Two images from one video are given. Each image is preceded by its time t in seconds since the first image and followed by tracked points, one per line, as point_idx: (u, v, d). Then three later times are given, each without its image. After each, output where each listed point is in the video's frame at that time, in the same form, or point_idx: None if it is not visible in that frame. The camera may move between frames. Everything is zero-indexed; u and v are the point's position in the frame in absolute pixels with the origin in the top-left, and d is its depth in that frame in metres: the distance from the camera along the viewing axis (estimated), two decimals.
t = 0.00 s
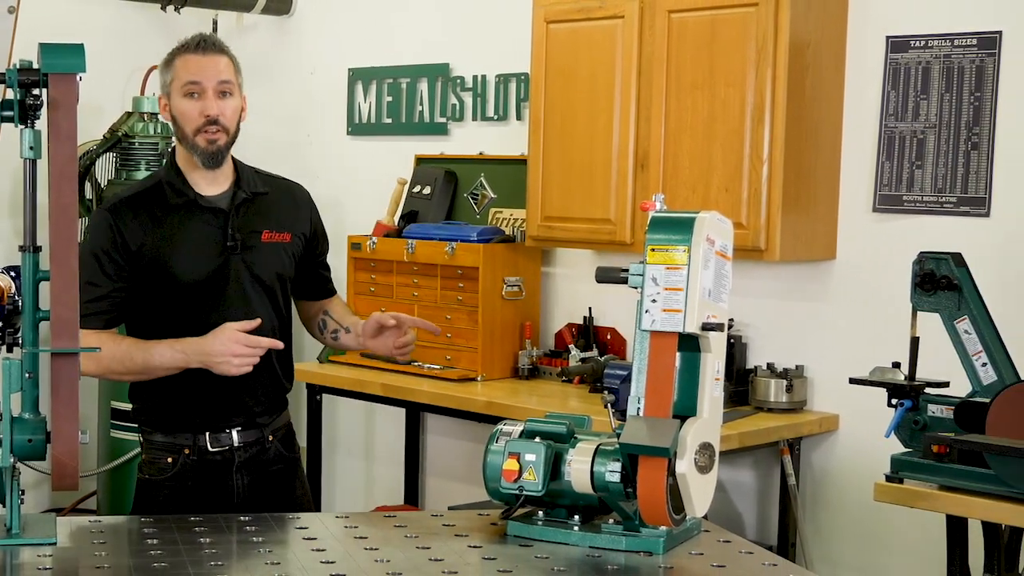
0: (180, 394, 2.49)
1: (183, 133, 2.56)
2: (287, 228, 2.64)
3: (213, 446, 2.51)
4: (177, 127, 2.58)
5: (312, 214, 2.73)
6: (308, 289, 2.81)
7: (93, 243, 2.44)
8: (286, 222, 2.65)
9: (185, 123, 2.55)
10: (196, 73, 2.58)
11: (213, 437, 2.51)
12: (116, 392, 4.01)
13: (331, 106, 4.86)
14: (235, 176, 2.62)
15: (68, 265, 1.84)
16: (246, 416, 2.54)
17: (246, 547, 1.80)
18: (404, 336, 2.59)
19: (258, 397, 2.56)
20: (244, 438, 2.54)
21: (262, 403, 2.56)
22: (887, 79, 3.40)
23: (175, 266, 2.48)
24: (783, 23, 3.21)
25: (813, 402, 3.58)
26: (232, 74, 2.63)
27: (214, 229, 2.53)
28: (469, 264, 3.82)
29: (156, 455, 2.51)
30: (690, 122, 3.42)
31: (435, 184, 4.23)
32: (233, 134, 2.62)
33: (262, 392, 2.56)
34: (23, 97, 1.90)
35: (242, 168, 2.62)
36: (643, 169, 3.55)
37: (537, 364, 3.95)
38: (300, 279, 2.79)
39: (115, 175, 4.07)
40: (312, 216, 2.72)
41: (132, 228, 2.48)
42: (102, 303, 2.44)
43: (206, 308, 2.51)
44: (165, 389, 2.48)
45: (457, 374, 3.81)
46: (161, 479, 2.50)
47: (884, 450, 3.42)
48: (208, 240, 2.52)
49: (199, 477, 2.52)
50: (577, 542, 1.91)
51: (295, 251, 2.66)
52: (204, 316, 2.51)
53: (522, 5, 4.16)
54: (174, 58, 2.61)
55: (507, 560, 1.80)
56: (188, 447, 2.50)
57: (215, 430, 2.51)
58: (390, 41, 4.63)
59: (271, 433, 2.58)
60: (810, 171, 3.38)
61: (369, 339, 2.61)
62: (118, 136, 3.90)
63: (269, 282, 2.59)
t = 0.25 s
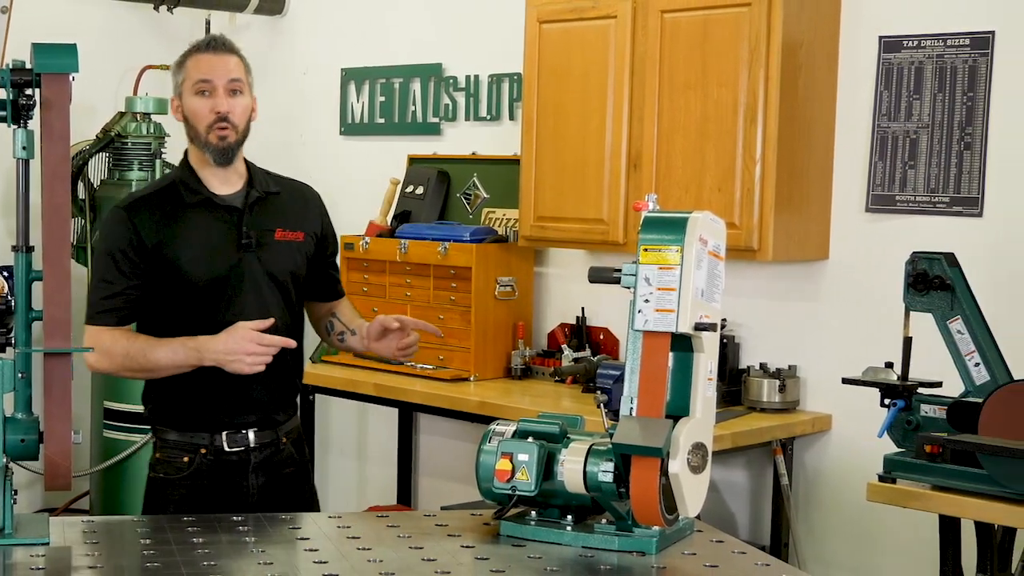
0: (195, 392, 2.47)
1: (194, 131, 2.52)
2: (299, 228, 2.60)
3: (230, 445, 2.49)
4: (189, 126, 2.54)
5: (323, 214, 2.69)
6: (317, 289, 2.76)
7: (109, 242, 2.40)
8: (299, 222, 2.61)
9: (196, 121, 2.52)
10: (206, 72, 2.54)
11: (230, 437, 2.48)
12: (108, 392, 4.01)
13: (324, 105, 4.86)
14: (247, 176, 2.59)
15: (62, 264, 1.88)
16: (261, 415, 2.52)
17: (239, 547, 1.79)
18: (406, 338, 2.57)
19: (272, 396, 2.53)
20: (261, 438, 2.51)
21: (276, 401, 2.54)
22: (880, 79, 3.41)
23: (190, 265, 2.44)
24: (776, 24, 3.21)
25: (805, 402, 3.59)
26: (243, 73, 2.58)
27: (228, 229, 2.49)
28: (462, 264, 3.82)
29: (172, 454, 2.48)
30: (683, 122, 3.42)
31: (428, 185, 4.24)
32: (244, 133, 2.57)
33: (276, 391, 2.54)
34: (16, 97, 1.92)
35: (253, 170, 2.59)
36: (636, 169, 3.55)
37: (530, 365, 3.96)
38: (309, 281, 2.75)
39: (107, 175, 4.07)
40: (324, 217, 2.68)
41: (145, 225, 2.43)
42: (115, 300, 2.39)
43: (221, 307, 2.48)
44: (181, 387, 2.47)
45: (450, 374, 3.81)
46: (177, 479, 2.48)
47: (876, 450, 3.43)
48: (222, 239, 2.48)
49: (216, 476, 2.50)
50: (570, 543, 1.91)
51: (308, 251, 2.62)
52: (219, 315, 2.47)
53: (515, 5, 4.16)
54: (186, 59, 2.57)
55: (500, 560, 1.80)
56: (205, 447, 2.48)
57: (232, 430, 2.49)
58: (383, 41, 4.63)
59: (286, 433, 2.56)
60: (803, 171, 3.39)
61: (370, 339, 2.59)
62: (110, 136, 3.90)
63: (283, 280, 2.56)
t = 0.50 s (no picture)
0: (235, 391, 2.35)
1: (244, 129, 2.30)
2: (340, 233, 2.47)
3: (271, 444, 2.37)
4: (237, 122, 2.31)
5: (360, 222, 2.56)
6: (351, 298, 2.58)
7: (154, 241, 2.28)
8: (341, 227, 2.48)
9: (247, 119, 2.29)
10: (260, 69, 2.29)
11: (271, 435, 2.37)
12: (100, 391, 4.02)
13: (317, 105, 4.86)
14: (290, 180, 2.45)
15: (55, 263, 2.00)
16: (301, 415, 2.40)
17: (233, 547, 1.80)
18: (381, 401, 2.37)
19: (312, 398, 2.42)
20: (302, 437, 2.40)
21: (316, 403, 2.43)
22: (873, 79, 3.41)
23: (236, 266, 2.32)
24: (768, 24, 3.22)
25: (798, 402, 3.59)
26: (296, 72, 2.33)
27: (271, 230, 2.37)
28: (455, 264, 3.83)
29: (210, 453, 2.36)
30: (676, 122, 3.43)
31: (420, 185, 4.22)
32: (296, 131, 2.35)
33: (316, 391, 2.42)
34: (9, 97, 1.95)
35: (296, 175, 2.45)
36: (629, 169, 3.56)
37: (523, 364, 3.96)
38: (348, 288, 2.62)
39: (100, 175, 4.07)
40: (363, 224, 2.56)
41: (187, 225, 2.30)
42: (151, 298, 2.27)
43: (266, 310, 2.36)
44: (220, 389, 2.35)
45: (443, 374, 3.81)
46: (216, 478, 2.37)
47: (869, 450, 3.43)
48: (265, 240, 2.36)
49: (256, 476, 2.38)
50: (563, 542, 1.92)
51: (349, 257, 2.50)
52: (262, 318, 2.36)
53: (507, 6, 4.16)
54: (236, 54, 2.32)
55: (493, 560, 1.80)
56: (245, 446, 2.36)
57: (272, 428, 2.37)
58: (377, 41, 4.62)
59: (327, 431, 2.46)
60: (796, 171, 3.39)
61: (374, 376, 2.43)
62: (103, 136, 3.90)
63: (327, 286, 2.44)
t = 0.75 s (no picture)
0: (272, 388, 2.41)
1: (297, 128, 2.42)
2: (377, 236, 2.54)
3: (306, 439, 2.43)
4: (291, 121, 2.43)
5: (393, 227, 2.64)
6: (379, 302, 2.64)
7: (202, 233, 2.33)
8: (378, 230, 2.55)
9: (302, 118, 2.41)
10: (320, 71, 2.44)
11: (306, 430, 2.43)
12: (94, 391, 4.02)
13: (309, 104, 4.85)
14: (330, 181, 2.52)
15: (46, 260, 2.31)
16: (335, 412, 2.47)
17: (225, 547, 1.80)
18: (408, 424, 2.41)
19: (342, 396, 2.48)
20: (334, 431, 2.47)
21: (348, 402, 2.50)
22: (866, 79, 3.42)
23: (280, 263, 2.38)
24: (761, 25, 3.23)
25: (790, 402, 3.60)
26: (353, 79, 2.48)
27: (315, 228, 2.43)
28: (447, 264, 3.83)
29: (246, 448, 2.42)
30: (668, 123, 3.43)
31: (413, 185, 4.27)
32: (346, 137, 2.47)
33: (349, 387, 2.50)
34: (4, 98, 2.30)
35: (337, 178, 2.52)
36: (621, 169, 3.56)
37: (515, 364, 3.97)
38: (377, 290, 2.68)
39: (92, 175, 4.06)
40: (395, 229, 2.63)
41: (234, 218, 2.36)
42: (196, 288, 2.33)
43: (307, 307, 2.41)
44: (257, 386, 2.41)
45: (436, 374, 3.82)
46: (253, 471, 2.42)
47: (862, 450, 3.44)
48: (308, 238, 2.41)
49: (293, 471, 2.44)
50: (555, 542, 1.92)
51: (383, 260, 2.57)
52: (302, 315, 2.41)
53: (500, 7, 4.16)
54: (296, 58, 2.48)
55: (485, 560, 1.80)
56: (281, 440, 2.42)
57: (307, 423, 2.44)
58: (370, 41, 4.62)
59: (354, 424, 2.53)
60: (788, 171, 3.40)
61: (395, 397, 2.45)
62: (96, 136, 3.89)
63: (362, 286, 2.50)
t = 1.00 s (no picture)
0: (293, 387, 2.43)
1: (323, 125, 2.44)
2: (392, 238, 2.56)
3: (329, 437, 2.46)
4: (316, 120, 2.45)
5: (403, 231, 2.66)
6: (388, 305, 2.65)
7: (230, 226, 2.33)
8: (393, 232, 2.57)
9: (328, 117, 2.44)
10: (346, 72, 2.46)
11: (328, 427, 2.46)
12: (87, 391, 4.02)
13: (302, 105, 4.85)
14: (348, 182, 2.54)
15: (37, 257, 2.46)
16: (353, 410, 2.51)
17: (218, 548, 1.80)
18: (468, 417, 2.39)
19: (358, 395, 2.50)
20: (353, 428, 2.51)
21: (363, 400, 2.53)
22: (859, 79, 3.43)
23: (305, 259, 2.38)
24: (753, 23, 3.23)
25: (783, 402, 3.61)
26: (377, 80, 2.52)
27: (340, 227, 2.43)
28: (440, 264, 3.83)
29: (272, 448, 2.43)
30: (660, 122, 3.44)
31: (406, 185, 4.25)
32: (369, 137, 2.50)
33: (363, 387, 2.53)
34: None
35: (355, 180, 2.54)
36: (614, 169, 3.57)
37: (508, 364, 3.96)
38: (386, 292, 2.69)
39: (85, 176, 4.05)
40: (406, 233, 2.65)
41: (263, 215, 2.36)
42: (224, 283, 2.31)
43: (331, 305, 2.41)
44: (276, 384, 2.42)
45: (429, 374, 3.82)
46: (283, 471, 2.43)
47: (854, 450, 3.45)
48: (332, 236, 2.42)
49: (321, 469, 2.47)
50: (548, 542, 1.92)
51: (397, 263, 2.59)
52: (326, 312, 2.41)
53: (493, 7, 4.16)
54: (321, 57, 2.50)
55: (478, 560, 1.80)
56: (305, 439, 2.44)
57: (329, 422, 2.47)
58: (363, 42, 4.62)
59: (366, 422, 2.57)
60: (780, 171, 3.41)
61: (442, 400, 2.40)
62: (88, 137, 3.89)
63: (379, 287, 2.52)
